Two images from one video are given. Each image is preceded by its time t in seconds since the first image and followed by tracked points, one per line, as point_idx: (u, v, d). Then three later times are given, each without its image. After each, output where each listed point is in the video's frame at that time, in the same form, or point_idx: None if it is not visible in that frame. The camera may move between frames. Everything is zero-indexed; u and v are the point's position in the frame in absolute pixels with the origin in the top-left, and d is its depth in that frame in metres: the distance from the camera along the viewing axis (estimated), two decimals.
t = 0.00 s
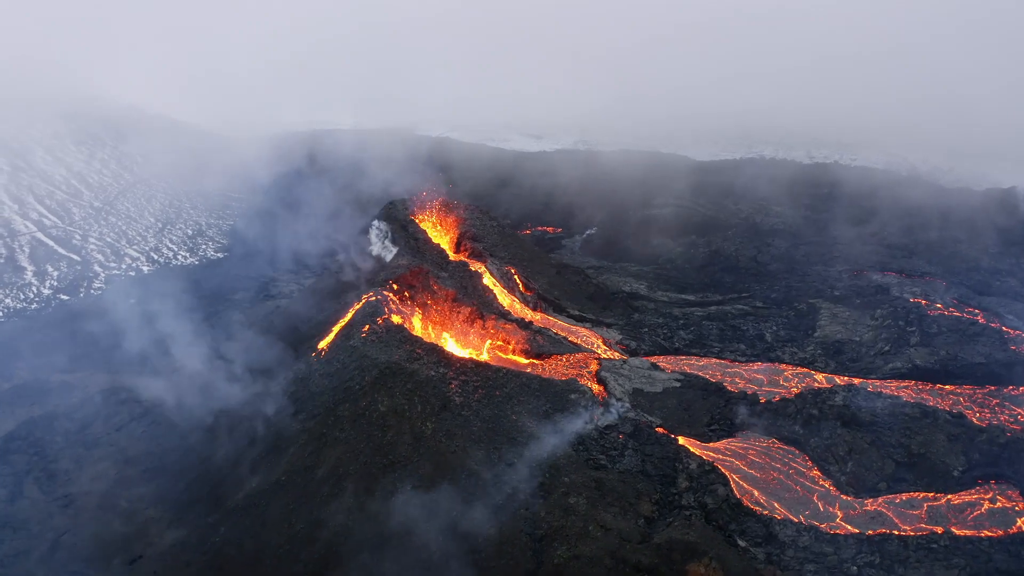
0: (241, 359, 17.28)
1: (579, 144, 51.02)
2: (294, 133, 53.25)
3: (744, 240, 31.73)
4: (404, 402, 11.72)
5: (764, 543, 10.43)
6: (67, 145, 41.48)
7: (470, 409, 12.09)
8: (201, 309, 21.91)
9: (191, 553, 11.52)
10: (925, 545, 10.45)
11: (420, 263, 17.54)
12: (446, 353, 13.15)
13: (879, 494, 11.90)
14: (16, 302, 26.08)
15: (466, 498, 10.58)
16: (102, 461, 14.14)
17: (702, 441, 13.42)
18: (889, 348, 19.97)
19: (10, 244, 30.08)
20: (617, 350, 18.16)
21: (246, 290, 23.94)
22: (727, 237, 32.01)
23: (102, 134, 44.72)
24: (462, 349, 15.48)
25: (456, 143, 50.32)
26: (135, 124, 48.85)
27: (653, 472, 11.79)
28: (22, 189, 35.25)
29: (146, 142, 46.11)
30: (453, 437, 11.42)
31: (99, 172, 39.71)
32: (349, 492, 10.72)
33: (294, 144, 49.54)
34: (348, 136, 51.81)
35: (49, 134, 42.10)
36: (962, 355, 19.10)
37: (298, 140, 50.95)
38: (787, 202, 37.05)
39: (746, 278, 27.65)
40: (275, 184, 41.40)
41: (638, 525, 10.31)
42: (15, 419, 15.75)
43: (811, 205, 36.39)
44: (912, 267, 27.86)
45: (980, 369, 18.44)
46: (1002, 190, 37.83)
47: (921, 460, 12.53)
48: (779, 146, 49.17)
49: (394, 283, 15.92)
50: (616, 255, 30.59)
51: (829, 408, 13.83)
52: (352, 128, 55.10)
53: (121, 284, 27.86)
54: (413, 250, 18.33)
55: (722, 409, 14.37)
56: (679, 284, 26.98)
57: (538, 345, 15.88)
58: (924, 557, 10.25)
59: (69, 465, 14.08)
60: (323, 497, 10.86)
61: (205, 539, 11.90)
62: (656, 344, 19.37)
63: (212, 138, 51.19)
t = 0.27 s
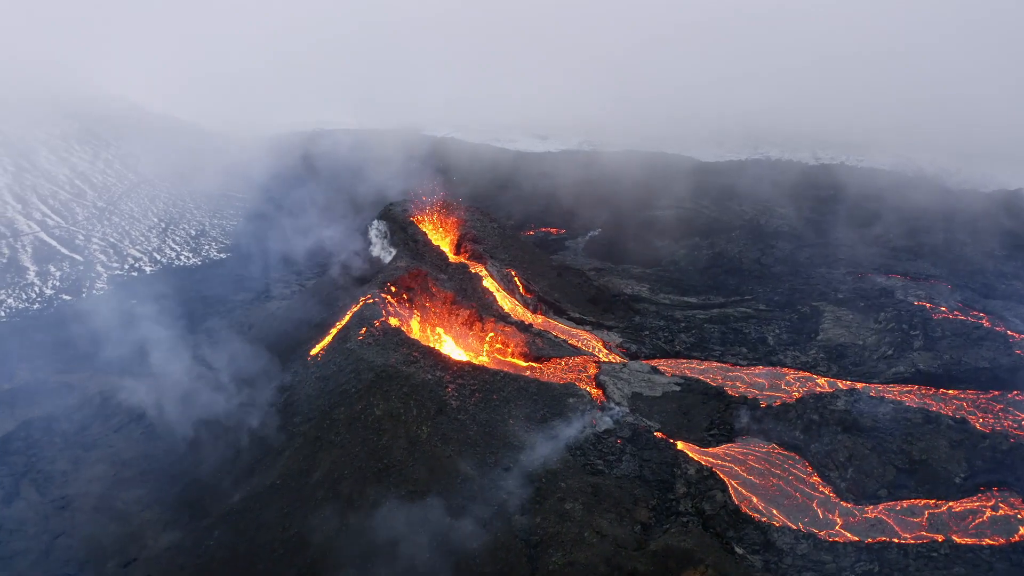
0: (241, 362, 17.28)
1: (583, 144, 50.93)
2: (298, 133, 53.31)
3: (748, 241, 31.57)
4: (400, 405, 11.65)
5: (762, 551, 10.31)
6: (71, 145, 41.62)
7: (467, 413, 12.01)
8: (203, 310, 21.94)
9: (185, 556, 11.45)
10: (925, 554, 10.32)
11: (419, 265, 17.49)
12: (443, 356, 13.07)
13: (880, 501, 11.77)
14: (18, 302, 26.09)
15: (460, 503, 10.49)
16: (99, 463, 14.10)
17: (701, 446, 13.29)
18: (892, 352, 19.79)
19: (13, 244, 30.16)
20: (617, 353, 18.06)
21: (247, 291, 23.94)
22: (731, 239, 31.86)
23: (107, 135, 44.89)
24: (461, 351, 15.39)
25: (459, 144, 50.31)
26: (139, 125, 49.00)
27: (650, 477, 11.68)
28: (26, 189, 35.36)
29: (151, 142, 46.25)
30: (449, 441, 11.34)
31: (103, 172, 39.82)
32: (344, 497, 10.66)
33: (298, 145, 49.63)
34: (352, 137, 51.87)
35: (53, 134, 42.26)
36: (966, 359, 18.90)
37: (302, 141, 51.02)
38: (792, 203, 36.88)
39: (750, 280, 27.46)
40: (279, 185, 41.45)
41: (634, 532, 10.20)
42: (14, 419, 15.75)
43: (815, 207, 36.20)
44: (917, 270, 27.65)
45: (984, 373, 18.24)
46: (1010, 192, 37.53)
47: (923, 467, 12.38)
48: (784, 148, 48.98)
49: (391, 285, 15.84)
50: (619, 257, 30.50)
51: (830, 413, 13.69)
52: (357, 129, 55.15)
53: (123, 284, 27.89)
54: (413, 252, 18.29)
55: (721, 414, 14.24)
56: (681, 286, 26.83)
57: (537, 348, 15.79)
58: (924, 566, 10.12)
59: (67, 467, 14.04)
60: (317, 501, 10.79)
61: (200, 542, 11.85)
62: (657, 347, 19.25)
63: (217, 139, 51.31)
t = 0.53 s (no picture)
0: (239, 365, 17.23)
1: (586, 145, 50.83)
2: (302, 134, 53.38)
3: (751, 244, 31.41)
4: (393, 410, 11.57)
5: (757, 561, 10.17)
6: (74, 146, 41.74)
7: (461, 417, 11.92)
8: (203, 313, 21.95)
9: (177, 561, 11.37)
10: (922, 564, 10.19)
11: (417, 267, 17.41)
12: (438, 359, 12.98)
13: (878, 510, 11.62)
14: (19, 303, 26.00)
15: (452, 509, 10.38)
16: (94, 465, 14.04)
17: (698, 452, 13.14)
18: (894, 357, 19.58)
19: (14, 244, 30.19)
20: (615, 357, 17.94)
21: (247, 293, 23.92)
22: (735, 241, 31.74)
23: (111, 135, 45.03)
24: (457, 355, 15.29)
25: (462, 144, 50.28)
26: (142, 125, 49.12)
27: (646, 484, 11.55)
28: (28, 189, 35.45)
29: (154, 142, 46.36)
30: (442, 447, 11.25)
31: (106, 172, 39.90)
32: (335, 503, 10.58)
33: (301, 145, 49.71)
34: (356, 137, 51.93)
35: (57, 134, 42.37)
36: (969, 364, 18.69)
37: (305, 141, 51.09)
38: (796, 204, 36.74)
39: (752, 282, 27.27)
40: (282, 186, 41.50)
41: (628, 540, 10.07)
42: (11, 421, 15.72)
43: (819, 209, 35.99)
44: (921, 273, 27.40)
45: (987, 378, 18.03)
46: (1017, 195, 37.25)
47: (922, 474, 12.22)
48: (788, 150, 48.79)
49: (387, 288, 15.74)
50: (621, 259, 30.38)
51: (829, 419, 13.55)
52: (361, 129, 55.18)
53: (124, 285, 27.90)
54: (410, 256, 18.24)
55: (719, 420, 14.09)
56: (682, 289, 26.68)
57: (534, 352, 15.69)
58: None
59: (62, 469, 13.99)
60: (308, 507, 10.70)
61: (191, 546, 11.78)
62: (655, 351, 19.11)
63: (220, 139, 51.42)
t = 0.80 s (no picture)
0: (236, 367, 17.16)
1: (589, 146, 50.74)
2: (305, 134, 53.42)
3: (753, 245, 31.27)
4: (387, 414, 11.48)
5: (754, 568, 10.04)
6: (77, 146, 41.79)
7: (456, 422, 11.82)
8: (203, 315, 21.95)
9: (170, 565, 11.31)
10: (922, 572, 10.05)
11: (414, 270, 17.34)
12: (433, 363, 12.90)
13: (877, 517, 11.48)
14: (19, 303, 25.78)
15: (445, 514, 10.28)
16: (90, 467, 13.98)
17: (695, 457, 13.01)
18: (896, 361, 19.41)
19: (16, 244, 30.17)
20: (614, 360, 17.83)
21: (247, 295, 23.91)
22: (737, 243, 31.63)
23: (114, 136, 45.09)
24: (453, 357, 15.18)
25: (465, 146, 50.30)
26: (145, 125, 49.22)
27: (642, 490, 11.43)
28: (30, 189, 35.49)
29: (157, 142, 46.40)
30: (436, 451, 11.14)
31: (108, 172, 39.94)
32: (327, 508, 10.49)
33: (304, 146, 49.76)
34: (359, 138, 51.99)
35: (59, 134, 42.43)
36: (971, 368, 18.52)
37: (308, 142, 51.14)
38: (800, 205, 36.63)
39: (754, 284, 27.10)
40: (283, 186, 41.53)
41: (623, 546, 9.95)
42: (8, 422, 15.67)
43: (822, 210, 35.83)
44: (924, 275, 27.18)
45: (989, 383, 17.86)
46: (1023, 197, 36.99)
47: (923, 481, 12.08)
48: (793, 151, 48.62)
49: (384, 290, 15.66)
50: (623, 261, 30.31)
51: (828, 425, 13.43)
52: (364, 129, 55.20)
53: (125, 285, 27.89)
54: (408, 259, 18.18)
55: (718, 424, 13.96)
56: (683, 291, 26.54)
57: (531, 355, 15.60)
58: None
59: (58, 470, 13.93)
60: (301, 511, 10.61)
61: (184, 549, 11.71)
62: (654, 354, 18.99)
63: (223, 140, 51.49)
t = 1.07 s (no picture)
0: (236, 370, 17.11)
1: (595, 147, 50.59)
2: (310, 135, 53.49)
3: (758, 247, 31.06)
4: (382, 419, 11.38)
5: None
6: (82, 146, 41.94)
7: (452, 427, 11.71)
8: (205, 318, 21.94)
9: (164, 569, 11.22)
10: None
11: (414, 272, 17.28)
12: (430, 367, 12.80)
13: (879, 526, 11.30)
14: (22, 303, 25.79)
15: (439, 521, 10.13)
16: (86, 469, 13.88)
17: (695, 464, 12.85)
18: (900, 366, 19.17)
19: (19, 244, 30.23)
20: (614, 364, 17.70)
21: (248, 296, 23.90)
22: (742, 245, 31.44)
23: (119, 136, 45.24)
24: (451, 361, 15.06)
25: (470, 147, 50.27)
26: (151, 125, 49.43)
27: (640, 497, 11.28)
28: (35, 189, 35.61)
29: (161, 142, 46.52)
30: (430, 457, 11.02)
31: (113, 172, 40.05)
32: (321, 513, 10.37)
33: (309, 147, 49.86)
34: (364, 139, 52.07)
35: (64, 134, 42.59)
36: (977, 374, 18.28)
37: (312, 143, 51.23)
38: (806, 207, 36.40)
39: (758, 287, 26.89)
40: (287, 187, 41.58)
41: (618, 555, 9.80)
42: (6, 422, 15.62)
43: (829, 212, 35.56)
44: (931, 279, 26.87)
45: (995, 389, 17.62)
46: None
47: (925, 490, 11.89)
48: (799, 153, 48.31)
49: (382, 292, 15.57)
50: (627, 262, 30.17)
51: (830, 432, 13.27)
52: (369, 130, 55.24)
53: (127, 286, 27.91)
54: (408, 261, 18.11)
55: (718, 430, 13.80)
56: (687, 294, 26.35)
57: (530, 359, 15.48)
58: None
59: (54, 472, 13.83)
60: (293, 516, 10.49)
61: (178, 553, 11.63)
62: (655, 358, 18.84)
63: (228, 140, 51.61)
